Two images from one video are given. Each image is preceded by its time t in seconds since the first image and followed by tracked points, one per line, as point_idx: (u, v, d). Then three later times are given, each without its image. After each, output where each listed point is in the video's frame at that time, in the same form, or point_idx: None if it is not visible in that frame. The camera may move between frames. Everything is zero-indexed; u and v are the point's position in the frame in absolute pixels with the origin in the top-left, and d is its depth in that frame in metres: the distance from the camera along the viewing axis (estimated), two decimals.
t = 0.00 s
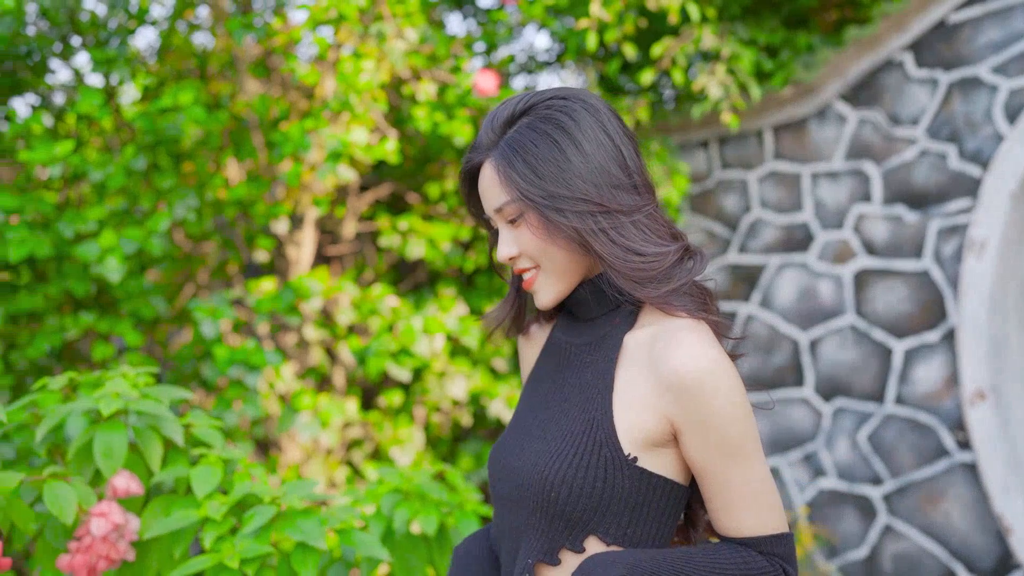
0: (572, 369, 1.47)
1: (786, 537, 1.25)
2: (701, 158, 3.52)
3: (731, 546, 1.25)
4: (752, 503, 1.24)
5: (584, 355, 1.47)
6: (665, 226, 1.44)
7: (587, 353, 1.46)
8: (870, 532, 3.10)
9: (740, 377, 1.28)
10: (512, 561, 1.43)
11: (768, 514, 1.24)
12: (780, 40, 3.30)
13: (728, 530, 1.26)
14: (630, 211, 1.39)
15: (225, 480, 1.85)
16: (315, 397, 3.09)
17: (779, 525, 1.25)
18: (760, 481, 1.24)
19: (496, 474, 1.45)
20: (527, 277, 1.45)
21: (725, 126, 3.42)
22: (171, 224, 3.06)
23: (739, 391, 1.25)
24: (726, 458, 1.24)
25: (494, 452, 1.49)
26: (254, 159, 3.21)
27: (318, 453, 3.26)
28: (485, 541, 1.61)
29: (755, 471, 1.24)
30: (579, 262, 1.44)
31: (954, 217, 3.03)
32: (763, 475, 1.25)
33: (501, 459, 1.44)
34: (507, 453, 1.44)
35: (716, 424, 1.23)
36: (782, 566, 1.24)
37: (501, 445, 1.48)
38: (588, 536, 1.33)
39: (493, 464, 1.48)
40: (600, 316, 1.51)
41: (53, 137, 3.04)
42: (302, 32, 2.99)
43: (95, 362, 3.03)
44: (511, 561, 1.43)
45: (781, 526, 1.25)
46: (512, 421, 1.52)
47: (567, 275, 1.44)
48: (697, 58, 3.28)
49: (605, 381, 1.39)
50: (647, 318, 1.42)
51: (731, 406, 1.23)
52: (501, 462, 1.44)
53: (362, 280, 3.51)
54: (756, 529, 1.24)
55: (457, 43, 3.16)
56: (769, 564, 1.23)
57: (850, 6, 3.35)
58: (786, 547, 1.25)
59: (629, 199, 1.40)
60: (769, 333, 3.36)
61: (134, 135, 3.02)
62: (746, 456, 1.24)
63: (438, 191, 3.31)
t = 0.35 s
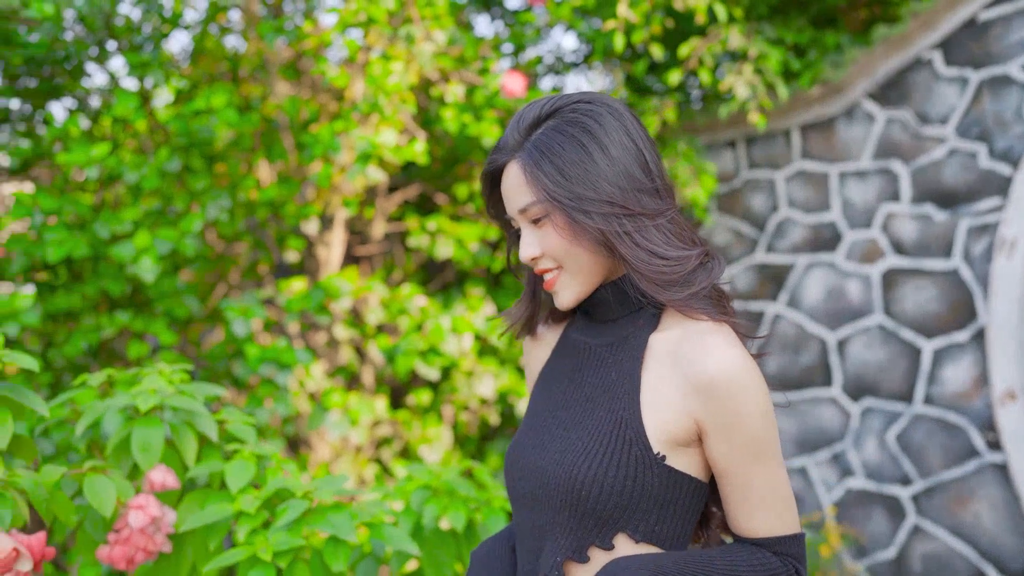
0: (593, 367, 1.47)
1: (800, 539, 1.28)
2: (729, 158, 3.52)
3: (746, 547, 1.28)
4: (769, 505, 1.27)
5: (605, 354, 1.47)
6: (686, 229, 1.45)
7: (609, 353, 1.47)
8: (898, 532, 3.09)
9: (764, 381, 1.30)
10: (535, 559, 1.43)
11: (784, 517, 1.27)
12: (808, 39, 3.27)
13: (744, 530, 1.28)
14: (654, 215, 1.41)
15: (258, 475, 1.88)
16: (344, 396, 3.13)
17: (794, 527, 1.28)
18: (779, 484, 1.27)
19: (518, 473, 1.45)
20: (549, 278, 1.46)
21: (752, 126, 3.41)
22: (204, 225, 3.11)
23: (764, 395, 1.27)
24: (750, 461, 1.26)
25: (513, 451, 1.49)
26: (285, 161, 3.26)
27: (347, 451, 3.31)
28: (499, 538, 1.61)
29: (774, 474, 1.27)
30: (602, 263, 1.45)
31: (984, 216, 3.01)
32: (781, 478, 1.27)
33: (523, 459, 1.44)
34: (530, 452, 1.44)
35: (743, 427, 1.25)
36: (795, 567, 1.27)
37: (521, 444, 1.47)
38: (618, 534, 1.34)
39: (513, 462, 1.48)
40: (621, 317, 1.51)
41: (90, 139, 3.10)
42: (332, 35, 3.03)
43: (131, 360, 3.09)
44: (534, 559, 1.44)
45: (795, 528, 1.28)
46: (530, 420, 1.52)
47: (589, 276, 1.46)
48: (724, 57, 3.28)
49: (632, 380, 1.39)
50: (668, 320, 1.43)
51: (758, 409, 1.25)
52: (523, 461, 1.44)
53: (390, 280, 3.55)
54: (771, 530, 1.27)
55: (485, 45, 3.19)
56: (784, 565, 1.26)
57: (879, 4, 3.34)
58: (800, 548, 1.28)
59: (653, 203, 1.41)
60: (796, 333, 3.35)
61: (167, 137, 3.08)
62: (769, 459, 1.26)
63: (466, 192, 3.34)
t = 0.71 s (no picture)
0: (618, 365, 1.47)
1: (820, 540, 1.31)
2: (755, 158, 3.53)
3: (768, 548, 1.30)
4: (791, 506, 1.30)
5: (629, 352, 1.47)
6: (711, 231, 1.48)
7: (634, 352, 1.46)
8: (926, 532, 3.07)
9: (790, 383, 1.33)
10: (559, 557, 1.41)
11: (806, 518, 1.30)
12: (835, 38, 3.28)
13: (765, 531, 1.31)
14: (681, 216, 1.43)
15: (290, 470, 1.92)
16: (372, 394, 3.16)
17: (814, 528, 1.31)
18: (802, 486, 1.30)
19: (542, 470, 1.43)
20: (575, 277, 1.46)
21: (779, 125, 3.42)
22: (235, 225, 3.16)
23: (792, 397, 1.30)
24: (776, 461, 1.29)
25: (534, 448, 1.47)
26: (314, 162, 3.31)
27: (375, 449, 3.35)
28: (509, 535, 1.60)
29: (798, 475, 1.30)
30: (628, 264, 1.46)
31: (1013, 215, 2.99)
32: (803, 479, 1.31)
33: (549, 455, 1.43)
34: (555, 448, 1.42)
35: (772, 426, 1.28)
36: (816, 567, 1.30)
37: (543, 441, 1.46)
38: (651, 528, 1.35)
39: (535, 460, 1.46)
40: (646, 316, 1.51)
41: (124, 141, 3.16)
42: (361, 37, 3.07)
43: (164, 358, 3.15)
44: (557, 556, 1.42)
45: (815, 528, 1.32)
46: (549, 416, 1.50)
47: (615, 276, 1.46)
48: (751, 57, 3.28)
49: (662, 377, 1.39)
50: (692, 320, 1.45)
51: (787, 411, 1.29)
52: (549, 458, 1.43)
53: (418, 279, 3.59)
54: (793, 532, 1.30)
55: (511, 46, 3.21)
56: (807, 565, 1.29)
57: (906, 2, 3.38)
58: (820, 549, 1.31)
59: (680, 204, 1.43)
60: (823, 332, 3.34)
61: (200, 139, 3.14)
62: (794, 460, 1.29)
63: (493, 192, 3.37)
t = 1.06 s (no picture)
0: (643, 362, 1.47)
1: (839, 553, 1.31)
2: (779, 157, 3.52)
3: (786, 557, 1.31)
4: (812, 515, 1.30)
5: (655, 351, 1.47)
6: (738, 231, 1.49)
7: (661, 351, 1.46)
8: (952, 533, 3.06)
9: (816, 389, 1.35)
10: (587, 553, 1.42)
11: (826, 528, 1.31)
12: (860, 37, 3.26)
13: (785, 540, 1.31)
14: (710, 216, 1.44)
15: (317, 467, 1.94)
16: (397, 393, 3.18)
17: (833, 540, 1.32)
18: (824, 495, 1.30)
19: (569, 468, 1.43)
20: (601, 273, 1.45)
21: (803, 124, 3.41)
22: (261, 225, 3.20)
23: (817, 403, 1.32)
24: (801, 466, 1.30)
25: (559, 446, 1.47)
26: (339, 162, 3.34)
27: (399, 447, 3.38)
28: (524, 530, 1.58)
29: (821, 484, 1.30)
30: (655, 262, 1.46)
31: None
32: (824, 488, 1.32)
33: (576, 453, 1.43)
34: (584, 447, 1.42)
35: (800, 429, 1.29)
36: None
37: (570, 439, 1.45)
38: (684, 525, 1.35)
39: (561, 457, 1.46)
40: (672, 315, 1.50)
41: (151, 142, 3.20)
42: (385, 38, 3.09)
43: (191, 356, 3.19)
44: (584, 552, 1.43)
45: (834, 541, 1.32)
46: (572, 414, 1.50)
47: (641, 273, 1.45)
48: (776, 56, 3.27)
49: (691, 376, 1.39)
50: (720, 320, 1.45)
51: (813, 417, 1.30)
52: (576, 456, 1.43)
53: (441, 279, 3.61)
54: (814, 541, 1.30)
55: (535, 47, 3.23)
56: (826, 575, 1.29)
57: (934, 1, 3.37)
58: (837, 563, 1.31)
59: (709, 204, 1.44)
60: (847, 331, 3.33)
61: (226, 141, 3.17)
62: (818, 466, 1.30)
63: (517, 192, 3.40)
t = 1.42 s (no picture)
0: (664, 358, 1.46)
1: (839, 561, 1.29)
2: (797, 156, 3.50)
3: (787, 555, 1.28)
4: (816, 515, 1.29)
5: (675, 348, 1.46)
6: (756, 229, 1.49)
7: (681, 349, 1.45)
8: (972, 534, 3.04)
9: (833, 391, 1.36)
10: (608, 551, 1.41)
11: (829, 532, 1.29)
12: (879, 34, 3.27)
13: (785, 539, 1.30)
14: (732, 213, 1.44)
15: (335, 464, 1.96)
16: (414, 392, 3.20)
17: (834, 546, 1.30)
18: (830, 497, 1.29)
19: (591, 466, 1.42)
20: (620, 267, 1.43)
21: (821, 123, 3.39)
22: (280, 224, 3.22)
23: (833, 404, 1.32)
24: (811, 464, 1.29)
25: (577, 444, 1.46)
26: (357, 162, 3.35)
27: (417, 446, 3.39)
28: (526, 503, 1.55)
29: (829, 485, 1.29)
30: (675, 258, 1.45)
31: None
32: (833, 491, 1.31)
33: (597, 451, 1.42)
34: (605, 444, 1.41)
35: (815, 429, 1.29)
36: None
37: (591, 436, 1.45)
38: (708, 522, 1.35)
39: (580, 455, 1.45)
40: (690, 312, 1.49)
41: (171, 142, 3.23)
42: (403, 38, 3.11)
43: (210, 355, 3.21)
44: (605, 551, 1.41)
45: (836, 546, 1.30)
46: (588, 412, 1.49)
47: (660, 269, 1.44)
48: (793, 55, 3.26)
49: (713, 373, 1.39)
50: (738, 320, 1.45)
51: (828, 416, 1.30)
52: (597, 454, 1.42)
53: (458, 278, 3.62)
54: (816, 544, 1.28)
55: (552, 46, 3.23)
56: None
57: None
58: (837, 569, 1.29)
59: (729, 202, 1.45)
60: (865, 331, 3.30)
61: (245, 141, 3.20)
62: (827, 468, 1.30)
63: (533, 191, 3.41)
